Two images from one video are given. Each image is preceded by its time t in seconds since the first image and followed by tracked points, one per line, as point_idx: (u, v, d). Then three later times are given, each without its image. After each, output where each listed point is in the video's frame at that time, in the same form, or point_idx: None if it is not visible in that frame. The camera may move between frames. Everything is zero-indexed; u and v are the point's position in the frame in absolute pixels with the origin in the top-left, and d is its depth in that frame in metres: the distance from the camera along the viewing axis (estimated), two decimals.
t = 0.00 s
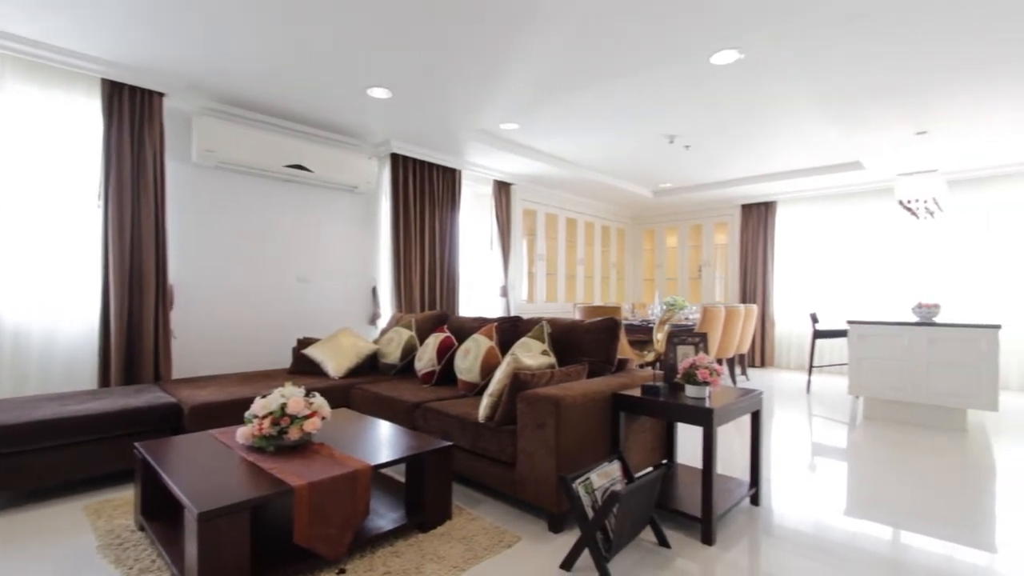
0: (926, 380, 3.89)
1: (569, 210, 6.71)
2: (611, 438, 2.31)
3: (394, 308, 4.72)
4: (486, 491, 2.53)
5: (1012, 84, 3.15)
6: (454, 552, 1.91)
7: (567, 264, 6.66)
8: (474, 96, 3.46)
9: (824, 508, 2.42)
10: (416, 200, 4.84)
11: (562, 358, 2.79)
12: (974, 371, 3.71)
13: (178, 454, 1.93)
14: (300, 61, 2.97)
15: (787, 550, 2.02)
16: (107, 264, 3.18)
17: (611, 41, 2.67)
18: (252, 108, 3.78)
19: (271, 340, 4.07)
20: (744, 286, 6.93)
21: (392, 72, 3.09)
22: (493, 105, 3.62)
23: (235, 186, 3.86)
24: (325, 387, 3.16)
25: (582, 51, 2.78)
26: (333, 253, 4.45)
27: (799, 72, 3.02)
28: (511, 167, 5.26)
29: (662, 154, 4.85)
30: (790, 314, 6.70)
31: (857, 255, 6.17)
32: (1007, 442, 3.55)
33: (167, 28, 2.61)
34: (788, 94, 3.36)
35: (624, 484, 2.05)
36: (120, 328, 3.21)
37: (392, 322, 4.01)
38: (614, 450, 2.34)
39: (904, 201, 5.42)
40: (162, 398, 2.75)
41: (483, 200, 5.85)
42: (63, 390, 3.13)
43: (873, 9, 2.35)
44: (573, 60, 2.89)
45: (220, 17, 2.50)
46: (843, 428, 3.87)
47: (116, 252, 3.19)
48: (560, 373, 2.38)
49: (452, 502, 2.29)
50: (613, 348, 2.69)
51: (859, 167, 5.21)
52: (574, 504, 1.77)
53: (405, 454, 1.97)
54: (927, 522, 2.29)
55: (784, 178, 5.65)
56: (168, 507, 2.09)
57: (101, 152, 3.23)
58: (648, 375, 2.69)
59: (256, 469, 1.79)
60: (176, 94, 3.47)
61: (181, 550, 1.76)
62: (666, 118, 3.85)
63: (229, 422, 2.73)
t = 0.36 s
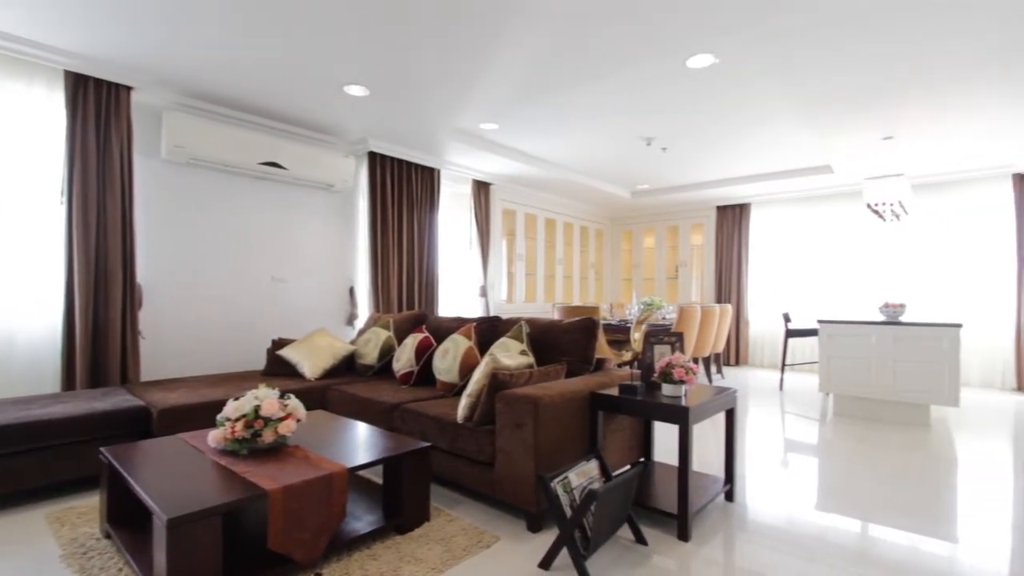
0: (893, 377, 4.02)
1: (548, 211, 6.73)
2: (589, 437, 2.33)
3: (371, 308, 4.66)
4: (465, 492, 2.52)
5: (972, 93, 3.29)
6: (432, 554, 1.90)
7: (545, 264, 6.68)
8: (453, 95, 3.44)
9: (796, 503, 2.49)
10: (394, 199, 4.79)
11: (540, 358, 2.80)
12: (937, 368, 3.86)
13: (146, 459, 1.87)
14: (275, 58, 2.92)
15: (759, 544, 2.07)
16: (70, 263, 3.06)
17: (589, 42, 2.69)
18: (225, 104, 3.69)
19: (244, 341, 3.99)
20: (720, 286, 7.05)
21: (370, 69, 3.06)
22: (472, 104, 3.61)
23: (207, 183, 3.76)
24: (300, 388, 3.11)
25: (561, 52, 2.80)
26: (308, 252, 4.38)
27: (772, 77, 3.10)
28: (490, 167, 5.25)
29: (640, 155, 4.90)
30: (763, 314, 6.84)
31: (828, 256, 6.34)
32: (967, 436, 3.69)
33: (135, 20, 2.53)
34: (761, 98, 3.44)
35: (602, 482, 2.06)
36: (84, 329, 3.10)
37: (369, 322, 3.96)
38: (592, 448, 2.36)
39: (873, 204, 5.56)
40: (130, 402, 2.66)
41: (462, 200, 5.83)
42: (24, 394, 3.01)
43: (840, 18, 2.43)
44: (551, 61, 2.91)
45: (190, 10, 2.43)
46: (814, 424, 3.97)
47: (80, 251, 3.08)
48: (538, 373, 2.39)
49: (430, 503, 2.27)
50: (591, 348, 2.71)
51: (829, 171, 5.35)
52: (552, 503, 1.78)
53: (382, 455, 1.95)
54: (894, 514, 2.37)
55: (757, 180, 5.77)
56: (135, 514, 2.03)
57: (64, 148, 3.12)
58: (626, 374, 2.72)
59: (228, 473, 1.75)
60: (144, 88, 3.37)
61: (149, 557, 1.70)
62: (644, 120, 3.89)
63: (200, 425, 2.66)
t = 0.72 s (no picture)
0: (861, 375, 4.15)
1: (527, 211, 6.75)
2: (567, 437, 2.34)
3: (347, 308, 4.61)
4: (443, 493, 2.51)
5: (934, 100, 3.42)
6: (409, 556, 1.89)
7: (524, 264, 6.70)
8: (432, 94, 3.42)
9: (768, 498, 2.54)
10: (371, 198, 4.74)
11: (519, 358, 2.80)
12: (902, 365, 3.99)
13: (111, 465, 1.81)
14: (250, 53, 2.86)
15: (733, 539, 2.11)
16: (31, 263, 2.95)
17: (567, 44, 2.71)
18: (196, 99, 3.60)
19: (216, 342, 3.89)
20: (696, 287, 7.17)
21: (346, 67, 3.02)
22: (451, 104, 3.60)
23: (177, 180, 3.66)
24: (274, 390, 3.05)
25: (540, 53, 2.81)
26: (283, 252, 4.30)
27: (745, 81, 3.16)
28: (469, 167, 5.23)
29: (618, 157, 4.95)
30: (737, 314, 6.98)
31: (800, 257, 6.50)
32: (930, 431, 3.83)
33: (100, 11, 2.45)
34: (735, 102, 3.51)
35: (580, 481, 2.08)
36: (46, 330, 2.98)
37: (346, 322, 3.91)
38: (570, 448, 2.37)
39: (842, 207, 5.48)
40: (95, 406, 2.58)
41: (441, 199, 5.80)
42: None
43: (811, 24, 2.49)
44: (530, 62, 2.92)
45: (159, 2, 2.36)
46: (786, 421, 4.07)
47: (41, 250, 2.97)
48: (516, 373, 2.39)
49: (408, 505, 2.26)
50: (569, 348, 2.72)
51: (800, 174, 5.49)
52: (530, 502, 1.78)
53: (359, 457, 1.93)
54: (862, 508, 2.44)
55: (732, 183, 5.88)
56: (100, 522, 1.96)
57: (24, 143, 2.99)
58: (603, 374, 2.74)
59: (198, 478, 1.70)
60: (110, 82, 3.26)
61: (114, 566, 1.65)
62: (621, 122, 3.93)
63: (169, 429, 2.59)
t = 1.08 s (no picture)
0: (830, 373, 4.26)
1: (505, 211, 6.75)
2: (545, 436, 2.35)
3: (323, 308, 4.54)
4: (420, 495, 2.49)
5: (898, 106, 3.55)
6: (386, 559, 1.87)
7: (503, 264, 6.70)
8: (409, 93, 3.40)
9: (743, 495, 2.59)
10: (347, 197, 4.68)
11: (497, 358, 2.80)
12: (869, 363, 4.11)
13: (74, 472, 1.74)
14: (221, 48, 2.80)
15: (708, 535, 2.15)
16: None
17: (545, 45, 2.72)
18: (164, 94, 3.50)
19: (185, 343, 3.79)
20: (672, 287, 7.27)
21: (321, 63, 2.98)
22: (429, 102, 3.58)
23: (144, 177, 3.56)
24: (247, 392, 2.99)
25: (517, 53, 2.81)
26: (257, 251, 4.21)
27: (720, 85, 3.22)
28: (447, 166, 5.21)
29: (596, 158, 4.99)
30: (712, 313, 7.11)
31: (772, 258, 6.65)
32: (895, 426, 3.97)
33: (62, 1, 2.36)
34: (710, 105, 3.57)
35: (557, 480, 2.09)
36: (3, 332, 2.86)
37: (321, 323, 3.85)
38: (547, 447, 2.38)
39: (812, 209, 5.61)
40: (56, 410, 2.48)
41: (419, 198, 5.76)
42: None
43: (782, 29, 2.55)
44: (508, 62, 2.92)
45: None
46: (759, 419, 4.15)
47: None
48: (494, 373, 2.39)
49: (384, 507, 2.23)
50: (547, 347, 2.73)
51: (772, 177, 5.62)
52: (508, 502, 1.78)
53: (334, 460, 1.90)
54: (831, 502, 2.51)
55: (706, 184, 5.99)
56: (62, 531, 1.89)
57: None
58: (581, 373, 2.76)
59: (167, 484, 1.65)
60: (73, 74, 3.14)
61: None
62: (599, 123, 3.96)
63: (136, 433, 2.51)
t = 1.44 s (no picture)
0: (799, 370, 4.38)
1: (483, 211, 6.74)
2: (523, 436, 2.35)
3: (297, 309, 4.46)
4: (397, 496, 2.47)
5: (864, 111, 3.66)
6: (362, 562, 1.85)
7: (480, 264, 6.69)
8: (386, 90, 3.36)
9: (716, 491, 2.64)
10: (322, 195, 4.61)
11: (474, 358, 2.79)
12: (837, 361, 4.24)
13: (33, 479, 1.67)
14: (191, 41, 2.72)
15: (682, 531, 2.18)
16: None
17: (522, 45, 2.72)
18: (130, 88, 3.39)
19: (152, 344, 3.68)
20: (648, 287, 7.37)
21: (295, 59, 2.92)
22: (405, 101, 3.55)
23: (109, 173, 3.44)
24: (218, 394, 2.91)
25: (494, 52, 2.81)
26: (228, 250, 4.11)
27: (694, 88, 3.28)
28: (424, 165, 5.17)
29: (573, 158, 5.02)
30: (687, 313, 7.23)
31: (745, 259, 6.79)
32: (860, 422, 4.10)
33: None
34: (684, 108, 3.62)
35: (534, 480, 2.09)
36: None
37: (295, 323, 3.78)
38: (525, 447, 2.38)
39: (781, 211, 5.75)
40: (14, 415, 2.38)
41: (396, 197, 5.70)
42: None
43: (754, 34, 2.61)
44: (485, 61, 2.91)
45: None
46: (732, 416, 4.24)
47: None
48: (472, 373, 2.38)
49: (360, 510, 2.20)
50: (525, 347, 2.73)
51: (744, 179, 5.75)
52: (485, 502, 1.78)
53: (308, 463, 1.87)
54: (800, 496, 2.58)
55: (681, 186, 6.09)
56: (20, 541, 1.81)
57: None
58: (559, 373, 2.77)
59: (132, 490, 1.60)
60: (31, 64, 3.02)
61: None
62: (576, 124, 3.99)
63: (100, 438, 2.43)
